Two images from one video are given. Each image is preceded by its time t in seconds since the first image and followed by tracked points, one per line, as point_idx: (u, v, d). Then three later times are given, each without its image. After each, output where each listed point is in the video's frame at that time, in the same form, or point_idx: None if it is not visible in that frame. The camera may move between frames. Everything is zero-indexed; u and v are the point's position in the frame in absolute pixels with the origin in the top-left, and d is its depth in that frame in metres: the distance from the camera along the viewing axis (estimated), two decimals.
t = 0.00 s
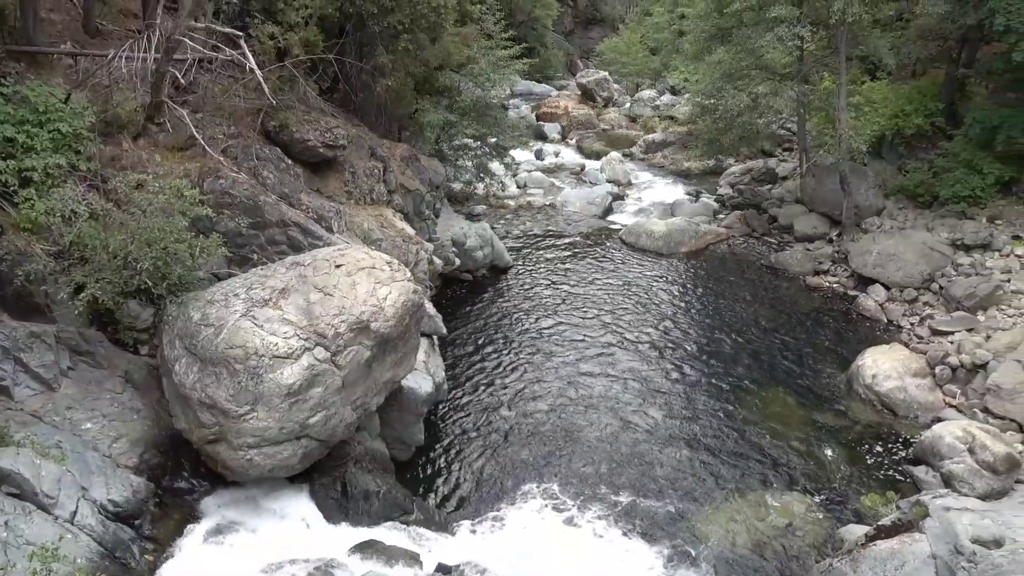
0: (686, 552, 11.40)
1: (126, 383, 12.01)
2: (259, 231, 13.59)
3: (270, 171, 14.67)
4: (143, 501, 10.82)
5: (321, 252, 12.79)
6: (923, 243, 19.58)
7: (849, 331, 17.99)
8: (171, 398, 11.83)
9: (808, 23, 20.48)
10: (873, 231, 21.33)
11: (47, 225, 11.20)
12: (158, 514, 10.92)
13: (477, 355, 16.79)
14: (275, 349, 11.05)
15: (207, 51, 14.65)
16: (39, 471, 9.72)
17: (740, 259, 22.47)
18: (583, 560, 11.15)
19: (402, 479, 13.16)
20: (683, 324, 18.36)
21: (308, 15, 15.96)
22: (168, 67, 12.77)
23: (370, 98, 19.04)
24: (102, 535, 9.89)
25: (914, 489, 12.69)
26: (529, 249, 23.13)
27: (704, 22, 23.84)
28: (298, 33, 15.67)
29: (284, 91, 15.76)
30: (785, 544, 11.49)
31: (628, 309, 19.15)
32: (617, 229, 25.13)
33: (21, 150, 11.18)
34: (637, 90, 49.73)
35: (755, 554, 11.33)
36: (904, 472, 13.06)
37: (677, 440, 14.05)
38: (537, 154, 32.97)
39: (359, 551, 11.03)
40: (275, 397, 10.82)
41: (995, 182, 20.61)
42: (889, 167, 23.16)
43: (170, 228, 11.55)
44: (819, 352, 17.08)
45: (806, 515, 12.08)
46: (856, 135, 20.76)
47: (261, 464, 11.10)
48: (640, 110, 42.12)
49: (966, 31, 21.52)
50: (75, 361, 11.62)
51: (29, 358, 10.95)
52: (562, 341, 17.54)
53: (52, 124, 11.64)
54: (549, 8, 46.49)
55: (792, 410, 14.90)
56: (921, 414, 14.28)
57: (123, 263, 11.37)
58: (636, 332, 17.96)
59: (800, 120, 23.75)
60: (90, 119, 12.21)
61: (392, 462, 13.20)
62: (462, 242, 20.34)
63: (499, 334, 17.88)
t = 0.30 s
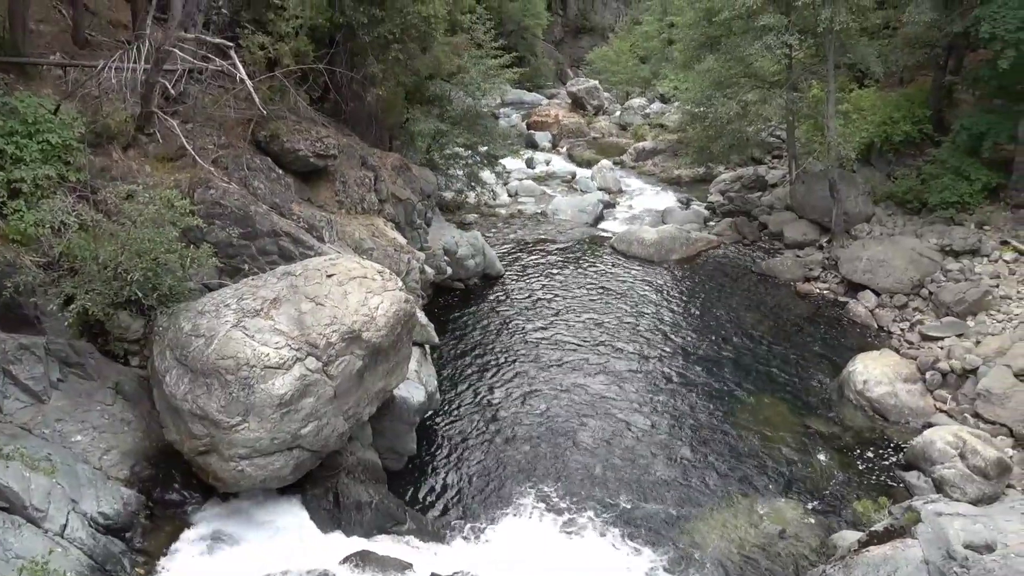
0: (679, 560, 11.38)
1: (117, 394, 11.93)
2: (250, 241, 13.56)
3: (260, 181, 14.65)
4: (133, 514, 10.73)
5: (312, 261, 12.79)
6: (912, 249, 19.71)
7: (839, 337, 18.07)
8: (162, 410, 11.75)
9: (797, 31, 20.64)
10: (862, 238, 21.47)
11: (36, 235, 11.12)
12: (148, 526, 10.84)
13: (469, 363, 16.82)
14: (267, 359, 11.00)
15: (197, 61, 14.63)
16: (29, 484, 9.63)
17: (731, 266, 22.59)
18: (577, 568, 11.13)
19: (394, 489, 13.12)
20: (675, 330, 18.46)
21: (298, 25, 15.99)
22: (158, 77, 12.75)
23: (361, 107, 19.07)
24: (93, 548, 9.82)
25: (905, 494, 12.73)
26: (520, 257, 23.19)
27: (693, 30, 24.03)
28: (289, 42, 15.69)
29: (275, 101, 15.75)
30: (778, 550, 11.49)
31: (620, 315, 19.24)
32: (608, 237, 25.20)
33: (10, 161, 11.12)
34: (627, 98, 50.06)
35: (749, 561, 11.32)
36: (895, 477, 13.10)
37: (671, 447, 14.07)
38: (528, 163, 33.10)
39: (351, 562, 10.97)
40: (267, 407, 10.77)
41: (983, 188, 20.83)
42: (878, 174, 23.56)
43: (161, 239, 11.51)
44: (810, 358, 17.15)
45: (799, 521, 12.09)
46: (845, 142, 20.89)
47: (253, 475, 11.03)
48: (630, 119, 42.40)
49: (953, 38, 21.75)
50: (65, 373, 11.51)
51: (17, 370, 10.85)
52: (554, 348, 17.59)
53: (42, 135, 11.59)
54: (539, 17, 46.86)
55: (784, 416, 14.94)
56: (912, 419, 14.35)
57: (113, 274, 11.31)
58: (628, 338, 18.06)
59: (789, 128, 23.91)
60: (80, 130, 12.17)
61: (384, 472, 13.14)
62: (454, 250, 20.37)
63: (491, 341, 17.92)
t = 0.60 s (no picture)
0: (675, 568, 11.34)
1: (108, 406, 11.85)
2: (242, 251, 13.53)
3: (252, 192, 14.62)
4: (125, 527, 10.64)
5: (304, 272, 12.77)
6: (904, 255, 19.80)
7: (832, 344, 18.11)
8: (154, 422, 11.67)
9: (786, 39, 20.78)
10: (854, 245, 21.56)
11: (26, 247, 11.04)
12: (140, 539, 10.76)
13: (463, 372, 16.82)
14: (259, 369, 10.91)
15: (189, 70, 14.59)
16: (19, 498, 9.54)
17: (722, 273, 22.67)
18: None
19: (387, 499, 13.05)
20: (667, 337, 18.55)
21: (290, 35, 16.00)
22: (150, 87, 12.72)
23: (352, 117, 19.10)
24: (84, 561, 9.69)
25: (899, 500, 12.74)
26: (513, 266, 23.21)
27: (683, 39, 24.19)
28: (281, 52, 15.70)
29: (267, 110, 15.72)
30: (773, 557, 11.47)
31: (613, 323, 19.33)
32: (601, 245, 25.26)
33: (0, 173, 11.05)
34: (618, 107, 50.37)
35: (745, 569, 11.30)
36: (889, 484, 13.10)
37: (667, 453, 14.11)
38: (520, 172, 33.20)
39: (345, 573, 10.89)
40: (260, 418, 10.66)
41: (973, 195, 20.88)
42: (868, 181, 23.71)
43: (153, 249, 11.47)
44: (802, 365, 17.19)
45: (793, 528, 12.08)
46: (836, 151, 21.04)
47: (245, 486, 10.93)
48: (622, 127, 42.63)
49: (941, 46, 21.96)
50: (55, 385, 11.47)
51: (7, 383, 10.76)
52: (548, 356, 17.63)
53: (33, 146, 11.54)
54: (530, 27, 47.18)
55: (777, 423, 14.95)
56: (906, 426, 14.36)
57: (104, 285, 11.24)
58: (621, 345, 18.13)
59: (780, 136, 24.04)
60: (71, 140, 12.12)
61: (377, 482, 13.07)
62: (446, 258, 20.36)
63: (485, 350, 17.94)
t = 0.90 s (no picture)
0: None
1: (101, 416, 11.79)
2: (236, 261, 13.52)
3: (246, 201, 14.61)
4: (118, 538, 10.58)
5: (298, 281, 12.75)
6: (897, 263, 19.87)
7: (825, 351, 18.16)
8: (148, 432, 11.60)
9: (779, 48, 20.92)
10: (847, 254, 21.66)
11: (19, 257, 10.98)
12: (133, 551, 10.70)
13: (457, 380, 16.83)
14: (253, 379, 10.85)
15: (182, 80, 14.59)
16: (11, 510, 9.46)
17: (716, 282, 22.73)
18: None
19: (382, 508, 13.01)
20: (661, 345, 18.65)
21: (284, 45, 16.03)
22: (143, 97, 12.70)
23: (346, 126, 19.15)
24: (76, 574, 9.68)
25: (894, 507, 12.74)
26: (507, 275, 23.26)
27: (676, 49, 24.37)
28: (275, 62, 15.72)
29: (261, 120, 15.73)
30: (769, 565, 11.45)
31: (607, 330, 19.40)
32: (594, 253, 25.34)
33: None
34: (612, 116, 50.69)
35: None
36: (884, 491, 13.10)
37: (663, 459, 14.18)
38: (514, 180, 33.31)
39: None
40: (254, 429, 10.61)
41: (965, 203, 20.99)
42: (861, 190, 23.85)
43: (146, 259, 11.42)
44: (796, 373, 17.23)
45: (789, 537, 12.05)
46: (829, 159, 21.15)
47: (239, 497, 10.85)
48: (615, 136, 42.86)
49: (932, 55, 22.14)
50: (48, 396, 11.38)
51: None
52: (542, 364, 17.69)
53: (26, 156, 11.49)
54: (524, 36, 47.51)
55: (772, 431, 14.97)
56: (901, 433, 14.39)
57: (98, 295, 11.18)
58: (615, 353, 18.21)
59: (773, 143, 24.16)
60: (64, 150, 12.09)
61: (372, 493, 13.01)
62: (441, 267, 20.38)
63: (479, 358, 17.96)
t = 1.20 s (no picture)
0: None
1: (95, 427, 11.73)
2: (232, 271, 13.50)
3: (242, 211, 14.60)
4: (111, 550, 10.50)
5: (294, 291, 12.73)
6: (893, 271, 19.92)
7: (821, 360, 18.18)
8: (143, 443, 11.54)
9: (773, 58, 21.04)
10: (842, 262, 21.71)
11: (13, 268, 10.91)
12: (127, 562, 10.62)
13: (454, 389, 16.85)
14: (248, 390, 10.81)
15: (178, 90, 14.58)
16: (4, 522, 9.39)
17: (712, 291, 22.78)
18: None
19: (379, 519, 12.98)
20: (657, 353, 18.71)
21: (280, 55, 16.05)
22: (139, 107, 12.69)
23: (343, 136, 19.19)
24: None
25: (891, 517, 12.70)
26: (504, 284, 23.28)
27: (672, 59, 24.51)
28: (271, 72, 15.75)
29: (256, 130, 15.74)
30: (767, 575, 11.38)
31: (603, 339, 19.47)
32: (591, 263, 25.37)
33: None
34: (608, 125, 50.91)
35: None
36: (881, 500, 13.07)
37: (660, 467, 14.20)
38: (511, 190, 33.40)
39: None
40: (249, 439, 10.55)
41: (960, 211, 21.04)
42: (857, 199, 23.93)
43: (141, 270, 11.37)
44: (792, 381, 17.24)
45: (785, 546, 12.01)
46: (824, 168, 21.26)
47: (234, 508, 10.78)
48: (612, 145, 43.00)
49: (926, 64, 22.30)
50: (42, 407, 11.27)
51: None
52: (539, 372, 17.73)
53: (21, 166, 11.46)
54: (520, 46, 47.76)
55: (769, 440, 14.96)
56: (898, 442, 14.38)
57: (93, 305, 11.12)
58: (612, 361, 18.27)
59: (768, 153, 24.25)
60: (60, 161, 12.07)
61: (368, 503, 12.96)
62: (437, 278, 20.39)
63: (476, 367, 17.99)
